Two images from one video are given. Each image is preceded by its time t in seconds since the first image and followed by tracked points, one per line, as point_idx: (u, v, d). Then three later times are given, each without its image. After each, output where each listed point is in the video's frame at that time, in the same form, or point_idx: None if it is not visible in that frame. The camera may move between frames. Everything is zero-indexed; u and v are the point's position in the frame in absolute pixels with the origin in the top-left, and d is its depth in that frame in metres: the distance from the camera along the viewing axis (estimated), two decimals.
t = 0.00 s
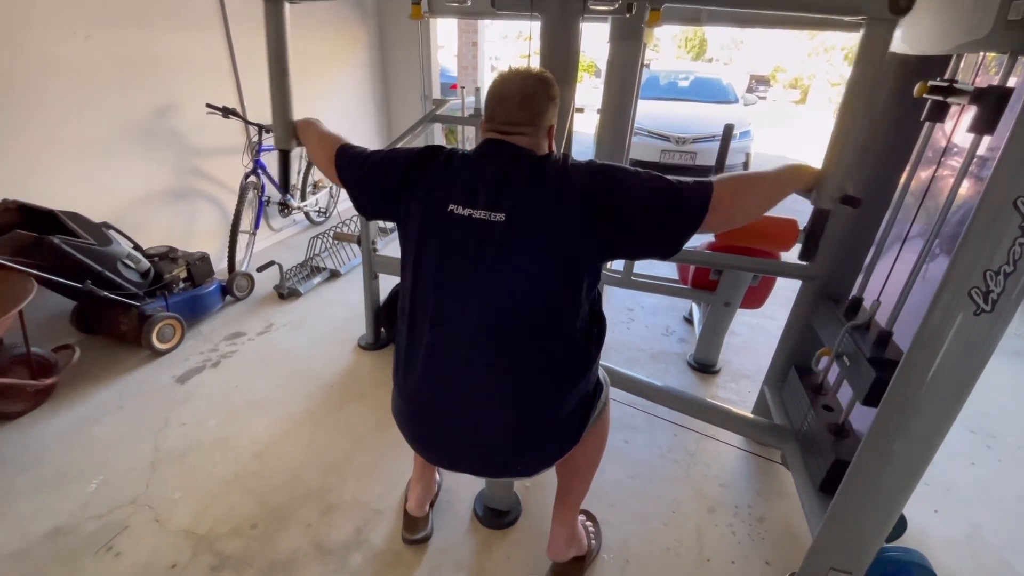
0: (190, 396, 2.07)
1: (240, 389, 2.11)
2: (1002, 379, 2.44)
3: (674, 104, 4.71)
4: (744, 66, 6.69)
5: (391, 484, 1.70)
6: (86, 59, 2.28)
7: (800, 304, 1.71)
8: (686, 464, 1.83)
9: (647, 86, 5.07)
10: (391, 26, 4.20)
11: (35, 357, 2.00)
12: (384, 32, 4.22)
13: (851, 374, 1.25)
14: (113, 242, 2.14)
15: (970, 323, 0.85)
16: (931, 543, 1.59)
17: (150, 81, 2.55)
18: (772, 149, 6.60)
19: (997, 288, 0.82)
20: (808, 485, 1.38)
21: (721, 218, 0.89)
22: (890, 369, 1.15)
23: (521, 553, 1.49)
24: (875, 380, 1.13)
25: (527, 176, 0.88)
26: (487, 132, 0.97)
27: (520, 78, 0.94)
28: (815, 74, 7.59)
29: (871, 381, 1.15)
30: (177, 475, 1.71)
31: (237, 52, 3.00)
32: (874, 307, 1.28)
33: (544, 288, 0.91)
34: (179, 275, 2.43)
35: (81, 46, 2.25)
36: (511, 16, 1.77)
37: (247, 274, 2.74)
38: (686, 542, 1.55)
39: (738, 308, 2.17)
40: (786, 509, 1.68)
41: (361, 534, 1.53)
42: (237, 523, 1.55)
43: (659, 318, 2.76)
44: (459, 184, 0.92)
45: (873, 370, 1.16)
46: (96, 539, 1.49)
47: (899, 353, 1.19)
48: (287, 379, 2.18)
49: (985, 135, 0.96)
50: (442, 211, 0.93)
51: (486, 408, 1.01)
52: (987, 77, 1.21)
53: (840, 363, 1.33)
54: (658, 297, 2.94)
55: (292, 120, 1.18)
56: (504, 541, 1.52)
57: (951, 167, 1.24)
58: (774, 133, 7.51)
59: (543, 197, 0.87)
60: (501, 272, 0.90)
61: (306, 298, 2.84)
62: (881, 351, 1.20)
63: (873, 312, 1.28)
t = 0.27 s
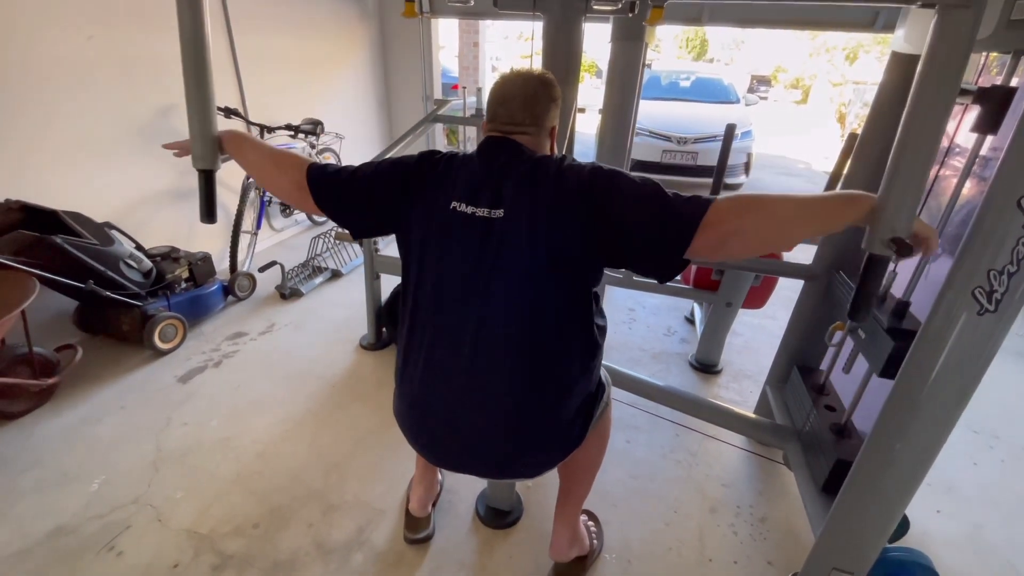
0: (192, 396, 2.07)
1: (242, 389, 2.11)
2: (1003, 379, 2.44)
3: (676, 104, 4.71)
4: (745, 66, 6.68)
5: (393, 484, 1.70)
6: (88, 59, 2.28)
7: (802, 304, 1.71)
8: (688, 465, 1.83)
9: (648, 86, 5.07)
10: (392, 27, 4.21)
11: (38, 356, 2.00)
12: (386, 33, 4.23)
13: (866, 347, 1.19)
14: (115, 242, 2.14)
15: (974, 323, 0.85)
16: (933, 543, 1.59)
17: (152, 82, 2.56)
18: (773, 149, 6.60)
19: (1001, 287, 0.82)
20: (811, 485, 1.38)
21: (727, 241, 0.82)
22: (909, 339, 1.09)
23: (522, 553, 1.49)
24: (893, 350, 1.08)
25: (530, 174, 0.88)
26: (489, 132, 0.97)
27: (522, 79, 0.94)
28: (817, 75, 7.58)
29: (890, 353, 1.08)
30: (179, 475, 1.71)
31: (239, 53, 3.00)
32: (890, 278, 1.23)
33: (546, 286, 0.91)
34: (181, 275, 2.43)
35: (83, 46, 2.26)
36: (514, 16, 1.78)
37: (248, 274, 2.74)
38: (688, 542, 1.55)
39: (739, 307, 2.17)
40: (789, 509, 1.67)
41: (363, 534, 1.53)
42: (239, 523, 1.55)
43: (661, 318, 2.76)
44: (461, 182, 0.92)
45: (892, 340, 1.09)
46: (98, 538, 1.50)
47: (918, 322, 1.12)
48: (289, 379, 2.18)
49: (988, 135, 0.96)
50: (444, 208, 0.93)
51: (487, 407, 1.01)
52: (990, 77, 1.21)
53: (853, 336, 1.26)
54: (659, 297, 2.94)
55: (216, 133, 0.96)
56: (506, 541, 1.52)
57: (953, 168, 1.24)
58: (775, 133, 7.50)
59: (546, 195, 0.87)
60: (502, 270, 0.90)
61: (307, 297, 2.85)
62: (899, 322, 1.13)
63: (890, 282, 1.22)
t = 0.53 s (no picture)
0: (193, 396, 2.07)
1: (242, 389, 2.11)
2: (1004, 379, 2.44)
3: (676, 105, 4.71)
4: (746, 67, 6.68)
5: (393, 484, 1.70)
6: (89, 60, 2.28)
7: (802, 305, 1.71)
8: (688, 465, 1.83)
9: (648, 87, 5.07)
10: (392, 27, 4.21)
11: (38, 356, 2.00)
12: (386, 33, 4.23)
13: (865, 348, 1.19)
14: (116, 243, 2.14)
15: (974, 324, 0.85)
16: (933, 544, 1.59)
17: (153, 83, 2.56)
18: (774, 150, 6.60)
19: (1001, 288, 0.82)
20: (811, 486, 1.38)
21: (721, 251, 0.82)
22: (909, 340, 1.09)
23: (522, 553, 1.49)
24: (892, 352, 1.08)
25: (525, 180, 0.88)
26: (489, 133, 0.97)
27: (522, 80, 0.94)
28: (817, 76, 7.59)
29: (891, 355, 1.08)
30: (179, 475, 1.71)
31: (239, 53, 3.01)
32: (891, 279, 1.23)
33: (543, 291, 0.91)
34: (181, 275, 2.43)
35: (85, 47, 2.26)
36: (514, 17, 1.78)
37: (248, 275, 2.74)
38: (688, 543, 1.55)
39: (740, 308, 2.16)
40: (788, 510, 1.67)
41: (363, 534, 1.53)
42: (239, 523, 1.55)
43: (661, 318, 2.76)
44: (457, 188, 0.93)
45: (891, 342, 1.09)
46: (98, 538, 1.50)
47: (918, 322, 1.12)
48: (290, 379, 2.19)
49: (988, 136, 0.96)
50: (440, 214, 0.93)
51: (486, 412, 1.01)
52: (990, 78, 1.21)
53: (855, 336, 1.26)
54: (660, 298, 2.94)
55: (219, 132, 0.97)
56: (507, 541, 1.52)
57: (954, 168, 1.24)
58: (775, 134, 7.50)
59: (541, 201, 0.87)
60: (499, 275, 0.90)
61: (308, 298, 2.85)
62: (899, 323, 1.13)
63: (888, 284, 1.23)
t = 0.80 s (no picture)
0: (192, 397, 2.07)
1: (241, 390, 2.11)
2: (1002, 380, 2.44)
3: (675, 106, 4.71)
4: (745, 68, 6.68)
5: (393, 484, 1.70)
6: (88, 61, 2.28)
7: (801, 306, 1.71)
8: (687, 466, 1.83)
9: (648, 88, 5.07)
10: (392, 28, 4.21)
11: (36, 357, 1.99)
12: (386, 34, 4.23)
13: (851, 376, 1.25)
14: (115, 243, 2.14)
15: (971, 325, 0.85)
16: (932, 545, 1.59)
17: (152, 83, 2.56)
18: (773, 151, 6.60)
19: (998, 289, 0.82)
20: (809, 486, 1.38)
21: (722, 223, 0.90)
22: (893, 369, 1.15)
23: (521, 554, 1.49)
24: (875, 382, 1.13)
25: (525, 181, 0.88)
26: (489, 132, 0.97)
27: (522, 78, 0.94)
28: (817, 77, 7.59)
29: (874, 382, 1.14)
30: (178, 475, 1.71)
31: (239, 54, 3.01)
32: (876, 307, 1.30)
33: (542, 291, 0.91)
34: (180, 276, 2.43)
35: (85, 47, 2.26)
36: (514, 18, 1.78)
37: (248, 275, 2.74)
38: (687, 543, 1.55)
39: (739, 309, 2.17)
40: (787, 511, 1.67)
41: (362, 535, 1.53)
42: (238, 523, 1.55)
43: (660, 319, 2.76)
44: (457, 188, 0.93)
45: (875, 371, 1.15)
46: (97, 539, 1.49)
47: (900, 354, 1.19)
48: (289, 380, 2.19)
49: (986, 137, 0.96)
50: (440, 215, 0.93)
51: (485, 411, 1.01)
52: (988, 79, 1.21)
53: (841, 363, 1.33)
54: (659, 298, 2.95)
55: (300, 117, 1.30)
56: (506, 542, 1.52)
57: (952, 169, 1.24)
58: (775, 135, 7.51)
59: (541, 201, 0.87)
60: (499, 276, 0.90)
61: (307, 298, 2.85)
62: (883, 352, 1.19)
63: (874, 313, 1.28)
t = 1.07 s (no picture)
0: (190, 397, 2.07)
1: (240, 390, 2.11)
2: (1000, 381, 2.45)
3: (674, 107, 4.72)
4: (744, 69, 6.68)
5: (392, 484, 1.70)
6: (87, 60, 2.28)
7: (799, 308, 1.72)
8: (686, 467, 1.83)
9: (647, 89, 5.08)
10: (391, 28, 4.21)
11: (34, 356, 1.99)
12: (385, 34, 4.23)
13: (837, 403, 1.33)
14: (114, 243, 2.14)
15: (968, 327, 0.86)
16: (930, 545, 1.59)
17: (151, 83, 2.56)
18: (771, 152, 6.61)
19: (996, 291, 0.82)
20: (807, 487, 1.38)
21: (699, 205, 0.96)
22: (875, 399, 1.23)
23: (520, 555, 1.49)
24: (859, 412, 1.22)
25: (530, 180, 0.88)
26: (489, 133, 0.97)
27: (523, 80, 0.94)
28: (815, 78, 7.61)
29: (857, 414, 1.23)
30: (177, 475, 1.71)
31: (238, 54, 3.00)
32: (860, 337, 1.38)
33: (546, 291, 0.91)
34: (179, 276, 2.43)
35: (84, 47, 2.26)
36: (513, 18, 1.78)
37: (246, 275, 2.74)
38: (685, 544, 1.55)
39: (737, 310, 2.17)
40: (785, 512, 1.68)
41: (360, 535, 1.53)
42: (236, 524, 1.55)
43: (659, 320, 2.77)
44: (461, 187, 0.92)
45: (858, 401, 1.24)
46: (95, 539, 1.49)
47: (883, 383, 1.27)
48: (287, 380, 2.18)
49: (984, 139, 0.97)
50: (444, 213, 0.93)
51: (486, 410, 1.01)
52: (986, 81, 1.21)
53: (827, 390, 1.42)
54: (658, 299, 2.95)
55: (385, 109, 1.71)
56: (505, 542, 1.53)
57: (950, 171, 1.25)
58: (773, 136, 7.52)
59: (546, 201, 0.87)
60: (502, 274, 0.90)
61: (306, 298, 2.84)
62: (866, 382, 1.28)
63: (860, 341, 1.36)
